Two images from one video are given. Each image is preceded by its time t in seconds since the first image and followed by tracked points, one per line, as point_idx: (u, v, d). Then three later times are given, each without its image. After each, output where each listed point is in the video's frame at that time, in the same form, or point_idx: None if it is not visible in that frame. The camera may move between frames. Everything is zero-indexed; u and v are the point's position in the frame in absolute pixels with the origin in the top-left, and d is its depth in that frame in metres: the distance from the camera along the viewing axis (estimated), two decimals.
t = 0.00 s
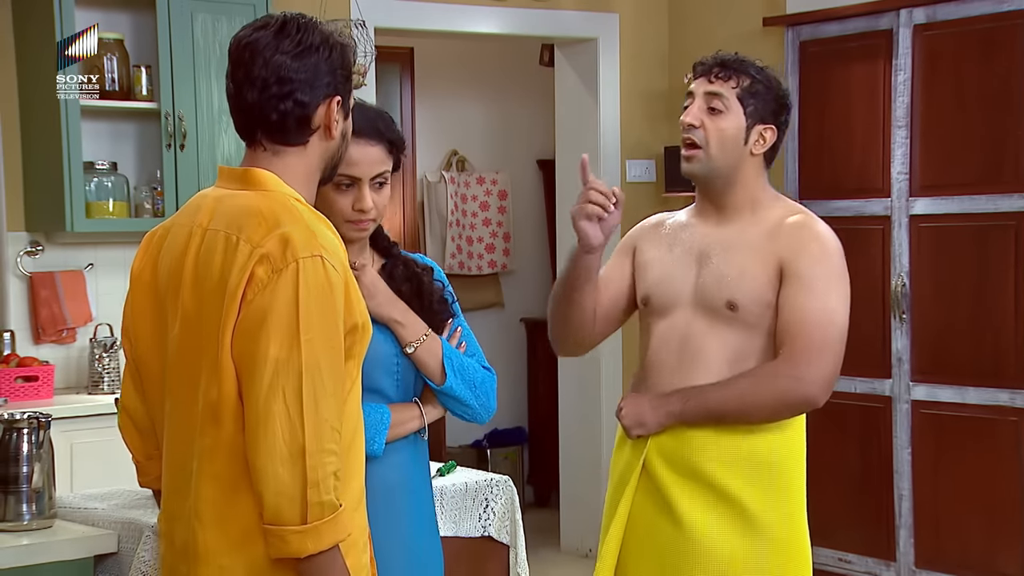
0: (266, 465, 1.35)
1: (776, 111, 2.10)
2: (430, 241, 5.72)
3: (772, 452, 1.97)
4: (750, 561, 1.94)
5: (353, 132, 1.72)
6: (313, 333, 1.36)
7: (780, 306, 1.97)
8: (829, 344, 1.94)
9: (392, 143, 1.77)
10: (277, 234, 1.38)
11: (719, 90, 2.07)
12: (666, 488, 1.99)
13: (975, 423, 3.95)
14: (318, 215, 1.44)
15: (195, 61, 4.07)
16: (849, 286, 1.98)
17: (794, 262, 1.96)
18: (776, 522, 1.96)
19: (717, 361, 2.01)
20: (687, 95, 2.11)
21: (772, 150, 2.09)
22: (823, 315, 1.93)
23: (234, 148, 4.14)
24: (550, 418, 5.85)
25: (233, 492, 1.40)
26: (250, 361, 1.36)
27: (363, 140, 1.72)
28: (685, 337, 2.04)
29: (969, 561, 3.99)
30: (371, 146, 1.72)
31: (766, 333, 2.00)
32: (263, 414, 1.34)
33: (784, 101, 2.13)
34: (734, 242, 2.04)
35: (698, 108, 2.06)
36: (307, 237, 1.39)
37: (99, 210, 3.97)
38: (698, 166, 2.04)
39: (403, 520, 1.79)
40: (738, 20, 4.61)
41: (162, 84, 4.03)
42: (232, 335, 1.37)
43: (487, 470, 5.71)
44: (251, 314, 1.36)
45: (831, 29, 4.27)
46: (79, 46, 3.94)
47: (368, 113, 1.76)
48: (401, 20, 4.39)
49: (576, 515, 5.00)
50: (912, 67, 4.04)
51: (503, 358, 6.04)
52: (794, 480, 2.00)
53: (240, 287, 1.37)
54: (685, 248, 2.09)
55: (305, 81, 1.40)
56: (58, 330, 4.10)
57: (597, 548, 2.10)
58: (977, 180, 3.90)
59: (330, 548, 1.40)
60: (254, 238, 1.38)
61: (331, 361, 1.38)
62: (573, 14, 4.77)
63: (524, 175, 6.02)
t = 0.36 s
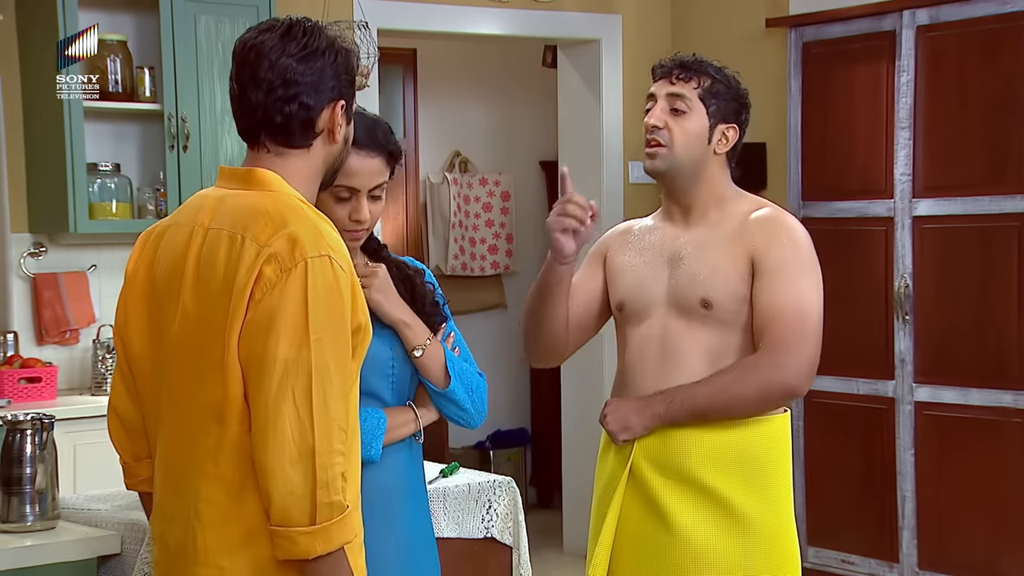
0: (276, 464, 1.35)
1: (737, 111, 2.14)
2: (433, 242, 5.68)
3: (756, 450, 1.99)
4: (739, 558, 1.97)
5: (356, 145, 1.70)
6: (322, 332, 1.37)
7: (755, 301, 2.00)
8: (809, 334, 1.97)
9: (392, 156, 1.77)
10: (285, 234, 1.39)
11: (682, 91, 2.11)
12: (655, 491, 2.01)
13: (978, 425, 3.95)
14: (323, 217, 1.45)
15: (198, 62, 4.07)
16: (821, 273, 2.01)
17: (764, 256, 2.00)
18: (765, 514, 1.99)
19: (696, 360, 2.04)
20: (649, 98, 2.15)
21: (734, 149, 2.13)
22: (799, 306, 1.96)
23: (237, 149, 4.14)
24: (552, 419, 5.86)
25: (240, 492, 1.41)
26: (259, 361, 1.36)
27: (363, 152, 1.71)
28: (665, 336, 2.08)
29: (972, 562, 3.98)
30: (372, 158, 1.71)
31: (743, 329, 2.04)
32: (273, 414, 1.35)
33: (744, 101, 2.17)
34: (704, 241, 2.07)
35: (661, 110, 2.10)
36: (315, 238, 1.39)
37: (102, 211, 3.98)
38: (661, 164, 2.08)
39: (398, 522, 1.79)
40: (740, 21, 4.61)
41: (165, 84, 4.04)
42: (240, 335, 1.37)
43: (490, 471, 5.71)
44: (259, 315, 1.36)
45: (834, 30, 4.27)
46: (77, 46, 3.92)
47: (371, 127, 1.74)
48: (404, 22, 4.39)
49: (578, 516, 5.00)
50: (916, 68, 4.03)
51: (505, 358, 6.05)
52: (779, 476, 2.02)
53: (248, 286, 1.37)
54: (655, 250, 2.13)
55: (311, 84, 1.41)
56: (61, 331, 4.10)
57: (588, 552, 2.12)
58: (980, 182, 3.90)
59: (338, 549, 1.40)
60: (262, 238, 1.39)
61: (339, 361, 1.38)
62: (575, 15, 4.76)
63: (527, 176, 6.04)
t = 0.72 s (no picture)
0: (284, 466, 1.35)
1: (728, 110, 2.14)
2: (437, 242, 5.67)
3: (756, 451, 2.00)
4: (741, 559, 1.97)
5: (360, 159, 1.69)
6: (329, 334, 1.37)
7: (752, 302, 2.00)
8: (807, 335, 1.97)
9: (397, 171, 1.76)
10: (290, 236, 1.39)
11: (673, 91, 2.10)
12: (655, 494, 2.01)
13: (983, 426, 3.94)
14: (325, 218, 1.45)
15: (202, 64, 4.08)
16: (818, 273, 2.01)
17: (760, 257, 2.00)
18: (767, 515, 1.99)
19: (695, 363, 2.04)
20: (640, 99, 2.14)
21: (726, 148, 2.13)
22: (797, 307, 1.97)
23: (242, 150, 4.14)
24: (556, 420, 5.86)
25: (246, 494, 1.41)
26: (266, 362, 1.36)
27: (368, 167, 1.70)
28: (662, 340, 2.08)
29: (977, 564, 3.98)
30: (377, 174, 1.71)
31: (740, 331, 2.04)
32: (281, 416, 1.35)
33: (735, 98, 2.17)
34: (700, 243, 2.07)
35: (652, 111, 2.09)
36: (319, 239, 1.40)
37: (107, 212, 3.98)
38: (653, 164, 2.07)
39: (399, 521, 1.79)
40: (744, 22, 4.60)
41: (171, 86, 4.05)
42: (246, 336, 1.37)
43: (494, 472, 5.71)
44: (267, 316, 1.36)
45: (839, 31, 4.27)
46: (78, 46, 3.92)
47: (378, 139, 1.73)
48: (409, 22, 4.39)
49: (581, 517, 5.00)
50: (920, 69, 4.03)
51: (509, 359, 6.05)
52: (778, 477, 2.03)
53: (254, 287, 1.37)
54: (651, 253, 2.13)
55: (314, 88, 1.41)
56: (66, 332, 4.10)
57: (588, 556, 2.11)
58: (984, 183, 3.89)
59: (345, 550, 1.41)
60: (267, 239, 1.39)
61: (346, 362, 1.39)
62: (579, 16, 4.76)
63: (531, 177, 6.04)
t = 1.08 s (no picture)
0: (282, 467, 1.35)
1: (705, 109, 2.12)
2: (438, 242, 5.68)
3: (753, 452, 1.99)
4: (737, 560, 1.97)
5: (369, 163, 1.69)
6: (324, 333, 1.37)
7: (746, 302, 2.00)
8: (801, 334, 1.96)
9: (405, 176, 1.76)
10: (283, 236, 1.39)
11: (645, 103, 2.09)
12: (652, 495, 2.01)
13: (985, 427, 3.94)
14: (318, 216, 1.45)
15: (204, 65, 4.08)
16: (814, 272, 2.00)
17: (753, 257, 1.99)
18: (764, 516, 1.99)
19: (691, 364, 2.04)
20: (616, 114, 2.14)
21: (711, 148, 2.11)
22: (791, 306, 1.96)
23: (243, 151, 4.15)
24: (557, 421, 5.86)
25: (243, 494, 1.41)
26: (261, 362, 1.36)
27: (376, 172, 1.70)
28: (659, 342, 2.08)
29: (978, 564, 3.97)
30: (386, 180, 1.71)
31: (735, 332, 2.03)
32: (278, 415, 1.35)
33: (710, 97, 2.14)
34: (695, 245, 2.07)
35: (629, 127, 2.09)
36: (313, 238, 1.40)
37: (109, 213, 3.98)
38: (640, 184, 2.07)
39: (401, 523, 1.79)
40: (746, 23, 4.60)
41: (172, 86, 4.04)
42: (240, 337, 1.38)
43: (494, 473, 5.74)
44: (261, 316, 1.37)
45: (840, 31, 4.27)
46: (78, 46, 3.91)
47: (387, 144, 1.72)
48: (410, 23, 4.39)
49: (582, 518, 5.00)
50: (922, 69, 4.03)
51: (510, 359, 6.05)
52: (777, 478, 2.02)
53: (248, 287, 1.37)
54: (647, 255, 2.13)
55: (304, 89, 1.41)
56: (68, 332, 4.11)
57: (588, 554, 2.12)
58: (985, 184, 3.89)
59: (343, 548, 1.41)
60: (261, 239, 1.39)
61: (341, 360, 1.39)
62: (581, 16, 4.76)
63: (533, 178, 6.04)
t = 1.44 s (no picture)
0: (269, 464, 1.35)
1: (735, 111, 2.13)
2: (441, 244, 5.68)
3: (754, 453, 1.99)
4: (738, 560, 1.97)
5: (375, 166, 1.70)
6: (310, 331, 1.37)
7: (753, 308, 1.99)
8: (808, 342, 1.95)
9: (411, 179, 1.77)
10: (271, 235, 1.39)
11: (679, 92, 2.09)
12: (652, 495, 2.01)
13: (988, 428, 3.93)
14: (308, 214, 1.45)
15: (207, 66, 4.08)
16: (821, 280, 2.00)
17: (762, 262, 1.99)
18: (765, 517, 1.99)
19: (695, 367, 2.03)
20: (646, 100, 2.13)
21: (733, 150, 2.12)
22: (799, 312, 1.95)
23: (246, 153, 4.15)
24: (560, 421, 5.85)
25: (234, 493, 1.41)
26: (249, 361, 1.37)
27: (382, 172, 1.70)
28: (663, 344, 2.06)
29: (980, 565, 3.97)
30: (391, 181, 1.71)
31: (741, 336, 2.02)
32: (264, 413, 1.35)
33: (743, 100, 2.15)
34: (703, 246, 2.05)
35: (659, 113, 2.08)
36: (300, 237, 1.39)
37: (112, 213, 3.99)
38: (661, 169, 2.06)
39: (405, 525, 1.79)
40: (748, 23, 4.60)
41: (174, 87, 4.05)
42: (228, 336, 1.38)
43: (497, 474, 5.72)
44: (248, 315, 1.37)
45: (842, 32, 4.26)
46: (79, 46, 3.91)
47: (393, 146, 1.73)
48: (412, 24, 4.40)
49: (585, 518, 5.00)
50: (924, 70, 4.03)
51: (513, 360, 6.05)
52: (778, 478, 2.02)
53: (235, 287, 1.38)
54: (653, 255, 2.12)
55: (283, 90, 1.40)
56: (71, 333, 4.11)
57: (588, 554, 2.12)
58: (988, 184, 3.89)
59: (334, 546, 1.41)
60: (248, 239, 1.39)
61: (329, 358, 1.38)
62: (583, 17, 4.76)
63: (535, 178, 6.03)
